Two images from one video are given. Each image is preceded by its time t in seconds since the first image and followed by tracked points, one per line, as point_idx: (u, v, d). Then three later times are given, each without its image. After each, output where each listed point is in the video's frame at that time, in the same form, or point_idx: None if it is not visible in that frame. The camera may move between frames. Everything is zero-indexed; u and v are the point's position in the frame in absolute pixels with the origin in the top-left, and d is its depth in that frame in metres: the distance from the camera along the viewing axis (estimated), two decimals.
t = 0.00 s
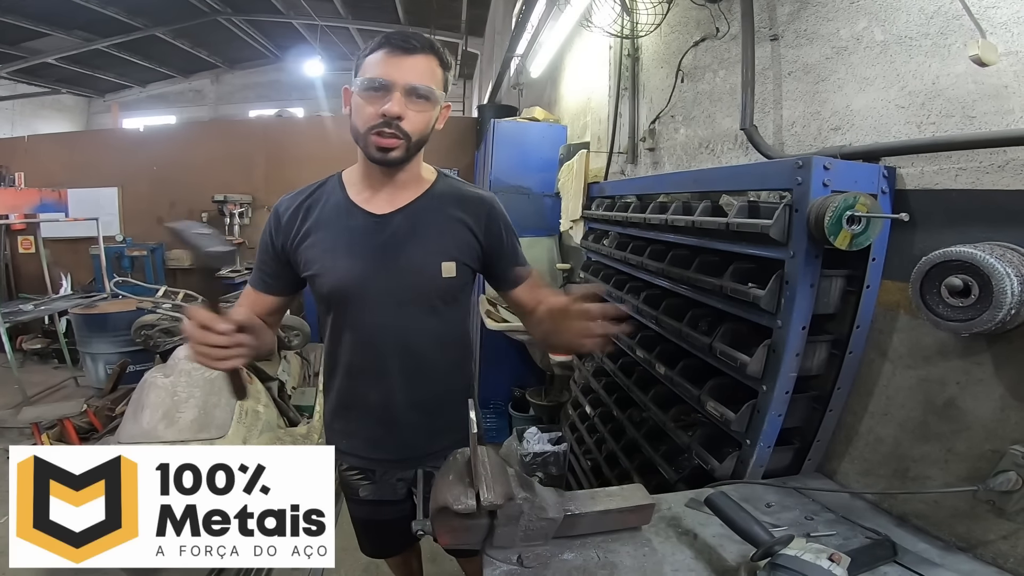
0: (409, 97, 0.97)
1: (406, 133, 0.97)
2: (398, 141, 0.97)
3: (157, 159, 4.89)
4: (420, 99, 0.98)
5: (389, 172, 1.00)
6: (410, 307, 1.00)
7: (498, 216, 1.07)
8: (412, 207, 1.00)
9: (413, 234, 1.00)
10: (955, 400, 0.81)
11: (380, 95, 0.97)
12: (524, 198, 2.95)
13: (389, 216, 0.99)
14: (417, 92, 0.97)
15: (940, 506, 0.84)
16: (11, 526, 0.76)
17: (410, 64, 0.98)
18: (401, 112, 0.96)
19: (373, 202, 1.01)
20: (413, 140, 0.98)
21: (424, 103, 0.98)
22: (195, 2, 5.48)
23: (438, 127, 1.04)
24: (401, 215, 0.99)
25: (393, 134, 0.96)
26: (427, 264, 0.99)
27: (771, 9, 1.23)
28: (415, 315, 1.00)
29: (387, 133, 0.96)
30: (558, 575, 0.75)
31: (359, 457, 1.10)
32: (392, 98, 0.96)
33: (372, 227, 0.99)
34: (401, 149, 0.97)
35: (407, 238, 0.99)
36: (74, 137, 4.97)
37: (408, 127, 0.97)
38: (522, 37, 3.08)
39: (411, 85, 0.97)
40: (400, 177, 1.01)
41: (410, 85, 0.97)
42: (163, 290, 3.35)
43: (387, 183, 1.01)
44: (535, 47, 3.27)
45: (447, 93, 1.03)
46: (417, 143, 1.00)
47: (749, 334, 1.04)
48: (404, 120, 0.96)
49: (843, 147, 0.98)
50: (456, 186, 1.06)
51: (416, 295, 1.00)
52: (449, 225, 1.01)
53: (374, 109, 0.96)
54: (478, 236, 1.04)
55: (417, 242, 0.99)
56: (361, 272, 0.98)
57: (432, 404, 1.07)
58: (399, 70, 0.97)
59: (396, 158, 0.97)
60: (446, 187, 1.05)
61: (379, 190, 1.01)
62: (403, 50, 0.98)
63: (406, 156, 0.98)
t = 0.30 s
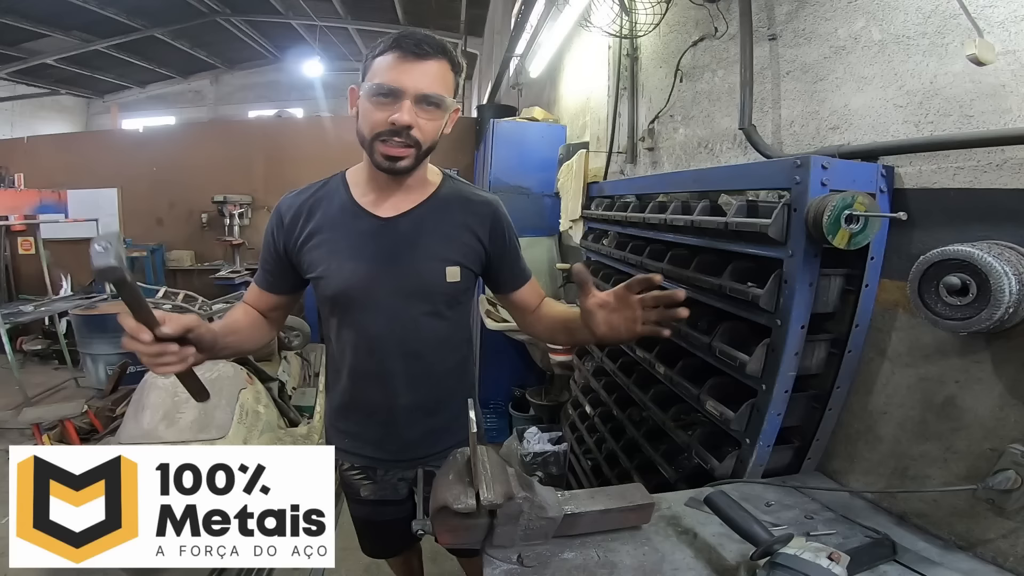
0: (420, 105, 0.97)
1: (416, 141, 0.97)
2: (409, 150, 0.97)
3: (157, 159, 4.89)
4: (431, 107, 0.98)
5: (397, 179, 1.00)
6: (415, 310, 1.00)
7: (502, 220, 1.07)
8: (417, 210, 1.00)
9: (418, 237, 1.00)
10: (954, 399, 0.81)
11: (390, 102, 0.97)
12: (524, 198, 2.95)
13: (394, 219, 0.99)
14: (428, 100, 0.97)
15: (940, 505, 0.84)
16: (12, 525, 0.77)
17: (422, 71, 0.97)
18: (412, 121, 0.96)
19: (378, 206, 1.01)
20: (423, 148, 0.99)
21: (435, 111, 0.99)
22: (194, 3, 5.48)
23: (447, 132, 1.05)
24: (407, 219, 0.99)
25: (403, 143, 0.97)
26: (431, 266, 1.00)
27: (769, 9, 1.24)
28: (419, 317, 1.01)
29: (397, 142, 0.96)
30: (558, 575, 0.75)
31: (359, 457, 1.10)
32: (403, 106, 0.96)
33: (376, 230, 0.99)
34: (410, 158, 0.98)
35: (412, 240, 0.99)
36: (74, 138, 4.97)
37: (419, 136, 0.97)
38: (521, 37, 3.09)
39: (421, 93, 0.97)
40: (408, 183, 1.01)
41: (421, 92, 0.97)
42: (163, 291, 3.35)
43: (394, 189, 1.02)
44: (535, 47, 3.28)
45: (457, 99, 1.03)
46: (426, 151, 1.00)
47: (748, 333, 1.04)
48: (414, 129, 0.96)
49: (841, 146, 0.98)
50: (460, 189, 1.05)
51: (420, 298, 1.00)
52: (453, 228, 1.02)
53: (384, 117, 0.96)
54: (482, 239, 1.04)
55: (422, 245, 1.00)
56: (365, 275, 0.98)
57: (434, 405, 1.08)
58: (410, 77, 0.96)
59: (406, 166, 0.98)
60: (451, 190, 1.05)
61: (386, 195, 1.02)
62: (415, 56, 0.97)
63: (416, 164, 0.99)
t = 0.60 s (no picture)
0: (417, 93, 0.95)
1: (414, 130, 0.95)
2: (406, 138, 0.95)
3: (157, 159, 4.89)
4: (427, 95, 0.96)
5: (396, 171, 0.99)
6: (417, 310, 1.00)
7: (502, 219, 1.08)
8: (419, 208, 1.00)
9: (420, 236, 1.00)
10: (956, 397, 0.81)
11: (387, 92, 0.95)
12: (524, 197, 2.95)
13: (395, 218, 0.99)
14: (424, 88, 0.96)
15: (942, 503, 0.84)
16: (11, 526, 0.76)
17: (418, 60, 0.96)
18: (409, 109, 0.94)
19: (378, 202, 1.00)
20: (421, 138, 0.97)
21: (432, 100, 0.97)
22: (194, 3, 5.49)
23: (446, 124, 1.03)
24: (408, 218, 0.99)
25: (400, 132, 0.95)
26: (434, 266, 1.00)
27: (770, 8, 1.23)
28: (422, 317, 1.01)
29: (394, 130, 0.94)
30: (560, 574, 0.75)
31: (361, 457, 1.11)
32: (400, 93, 0.94)
33: (378, 229, 0.98)
34: (408, 147, 0.96)
35: (414, 240, 0.99)
36: (74, 138, 4.97)
37: (417, 125, 0.95)
38: (521, 36, 3.08)
39: (418, 81, 0.95)
40: (407, 177, 1.00)
41: (418, 81, 0.95)
42: (163, 291, 3.35)
43: (394, 184, 1.01)
44: (534, 47, 3.28)
45: (455, 89, 1.02)
46: (424, 141, 0.98)
47: (749, 332, 1.04)
48: (411, 117, 0.94)
49: (842, 145, 0.98)
50: (461, 188, 1.05)
51: (422, 298, 1.00)
52: (454, 227, 1.02)
53: (381, 107, 0.94)
54: (483, 238, 1.05)
55: (424, 244, 1.00)
56: (367, 275, 0.98)
57: (436, 405, 1.08)
58: (407, 65, 0.95)
59: (404, 156, 0.96)
60: (452, 188, 1.04)
61: (386, 192, 1.01)
62: (411, 46, 0.96)
63: (414, 154, 0.97)
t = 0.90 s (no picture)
0: (410, 98, 0.95)
1: (408, 135, 0.95)
2: (401, 144, 0.95)
3: (156, 158, 4.89)
4: (420, 99, 0.96)
5: (390, 174, 0.99)
6: (416, 309, 1.00)
7: (491, 212, 1.09)
8: (414, 207, 1.00)
9: (416, 235, 1.00)
10: (956, 396, 0.81)
11: (379, 96, 0.94)
12: (524, 196, 2.95)
13: (390, 218, 0.99)
14: (417, 92, 0.95)
15: (942, 503, 0.83)
16: (11, 526, 0.75)
17: (409, 63, 0.94)
18: (403, 114, 0.93)
19: (372, 206, 1.00)
20: (414, 142, 0.97)
21: (424, 104, 0.96)
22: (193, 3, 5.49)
23: (436, 124, 1.03)
24: (403, 218, 0.99)
25: (395, 137, 0.94)
26: (432, 263, 1.00)
27: (770, 7, 1.23)
28: (422, 316, 1.01)
29: (389, 136, 0.94)
30: (560, 573, 0.75)
31: (362, 458, 1.11)
32: (393, 99, 0.93)
33: (374, 230, 0.98)
34: (403, 152, 0.96)
35: (410, 238, 0.99)
36: (74, 137, 4.96)
37: (411, 129, 0.95)
38: (520, 36, 3.08)
39: (410, 85, 0.94)
40: (399, 181, 1.00)
41: (410, 85, 0.94)
42: (163, 290, 3.35)
43: (387, 187, 1.01)
44: (534, 46, 3.27)
45: (445, 89, 1.01)
46: (418, 144, 0.98)
47: (749, 330, 1.04)
48: (406, 122, 0.94)
49: (842, 144, 0.98)
50: (450, 184, 1.06)
51: (421, 296, 1.00)
52: (448, 223, 1.02)
53: (374, 112, 0.93)
54: (476, 232, 1.06)
55: (421, 242, 1.00)
56: (366, 275, 0.98)
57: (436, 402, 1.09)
58: (398, 68, 0.93)
59: (399, 160, 0.96)
60: (443, 186, 1.05)
61: (379, 196, 1.01)
62: (400, 48, 0.94)
63: (408, 159, 0.97)
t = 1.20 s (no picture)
0: (389, 91, 0.93)
1: (389, 128, 0.94)
2: (381, 137, 0.94)
3: (153, 157, 4.88)
4: (399, 93, 0.94)
5: (373, 168, 0.98)
6: (404, 306, 1.00)
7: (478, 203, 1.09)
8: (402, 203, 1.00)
9: (401, 231, 0.99)
10: (953, 395, 0.81)
11: (357, 91, 0.92)
12: (521, 195, 2.95)
13: (375, 215, 0.98)
14: (396, 86, 0.94)
15: (940, 501, 0.83)
16: (11, 525, 0.74)
17: (386, 57, 0.93)
18: (383, 106, 0.92)
19: (355, 202, 0.99)
20: (395, 135, 0.96)
21: (404, 97, 0.95)
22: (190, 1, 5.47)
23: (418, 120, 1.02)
24: (389, 214, 0.99)
25: (375, 130, 0.93)
26: (419, 259, 1.00)
27: (767, 5, 1.23)
28: (411, 313, 1.01)
29: (369, 128, 0.93)
30: (557, 572, 0.75)
31: (356, 459, 1.11)
32: (371, 92, 0.92)
33: (360, 227, 0.98)
34: (384, 144, 0.95)
35: (397, 235, 0.99)
36: (70, 136, 4.95)
37: (391, 122, 0.94)
38: (518, 34, 3.07)
39: (389, 78, 0.93)
40: (382, 177, 1.00)
41: (388, 79, 0.93)
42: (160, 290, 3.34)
43: (370, 183, 1.00)
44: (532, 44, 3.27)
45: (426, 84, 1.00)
46: (399, 138, 0.97)
47: (747, 329, 1.04)
48: (385, 115, 0.93)
49: (840, 142, 0.98)
50: (436, 181, 1.06)
51: (409, 294, 1.00)
52: (434, 219, 1.02)
53: (352, 106, 0.92)
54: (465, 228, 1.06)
55: (407, 239, 0.99)
56: (353, 273, 0.97)
57: (427, 400, 1.08)
58: (375, 63, 0.92)
59: (380, 154, 0.95)
60: (428, 182, 1.05)
61: (362, 192, 1.00)
62: (378, 43, 0.94)
63: (389, 153, 0.96)
